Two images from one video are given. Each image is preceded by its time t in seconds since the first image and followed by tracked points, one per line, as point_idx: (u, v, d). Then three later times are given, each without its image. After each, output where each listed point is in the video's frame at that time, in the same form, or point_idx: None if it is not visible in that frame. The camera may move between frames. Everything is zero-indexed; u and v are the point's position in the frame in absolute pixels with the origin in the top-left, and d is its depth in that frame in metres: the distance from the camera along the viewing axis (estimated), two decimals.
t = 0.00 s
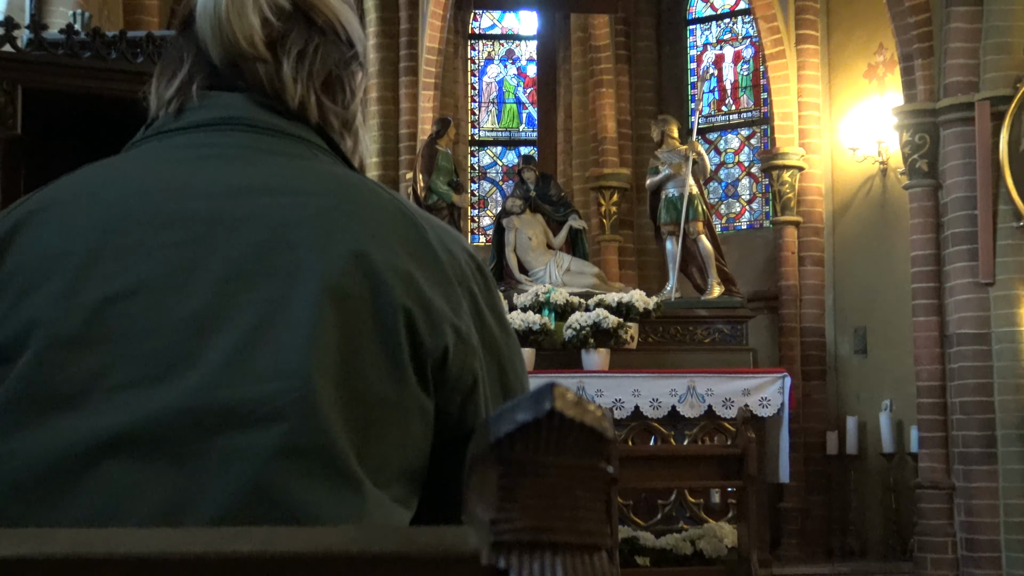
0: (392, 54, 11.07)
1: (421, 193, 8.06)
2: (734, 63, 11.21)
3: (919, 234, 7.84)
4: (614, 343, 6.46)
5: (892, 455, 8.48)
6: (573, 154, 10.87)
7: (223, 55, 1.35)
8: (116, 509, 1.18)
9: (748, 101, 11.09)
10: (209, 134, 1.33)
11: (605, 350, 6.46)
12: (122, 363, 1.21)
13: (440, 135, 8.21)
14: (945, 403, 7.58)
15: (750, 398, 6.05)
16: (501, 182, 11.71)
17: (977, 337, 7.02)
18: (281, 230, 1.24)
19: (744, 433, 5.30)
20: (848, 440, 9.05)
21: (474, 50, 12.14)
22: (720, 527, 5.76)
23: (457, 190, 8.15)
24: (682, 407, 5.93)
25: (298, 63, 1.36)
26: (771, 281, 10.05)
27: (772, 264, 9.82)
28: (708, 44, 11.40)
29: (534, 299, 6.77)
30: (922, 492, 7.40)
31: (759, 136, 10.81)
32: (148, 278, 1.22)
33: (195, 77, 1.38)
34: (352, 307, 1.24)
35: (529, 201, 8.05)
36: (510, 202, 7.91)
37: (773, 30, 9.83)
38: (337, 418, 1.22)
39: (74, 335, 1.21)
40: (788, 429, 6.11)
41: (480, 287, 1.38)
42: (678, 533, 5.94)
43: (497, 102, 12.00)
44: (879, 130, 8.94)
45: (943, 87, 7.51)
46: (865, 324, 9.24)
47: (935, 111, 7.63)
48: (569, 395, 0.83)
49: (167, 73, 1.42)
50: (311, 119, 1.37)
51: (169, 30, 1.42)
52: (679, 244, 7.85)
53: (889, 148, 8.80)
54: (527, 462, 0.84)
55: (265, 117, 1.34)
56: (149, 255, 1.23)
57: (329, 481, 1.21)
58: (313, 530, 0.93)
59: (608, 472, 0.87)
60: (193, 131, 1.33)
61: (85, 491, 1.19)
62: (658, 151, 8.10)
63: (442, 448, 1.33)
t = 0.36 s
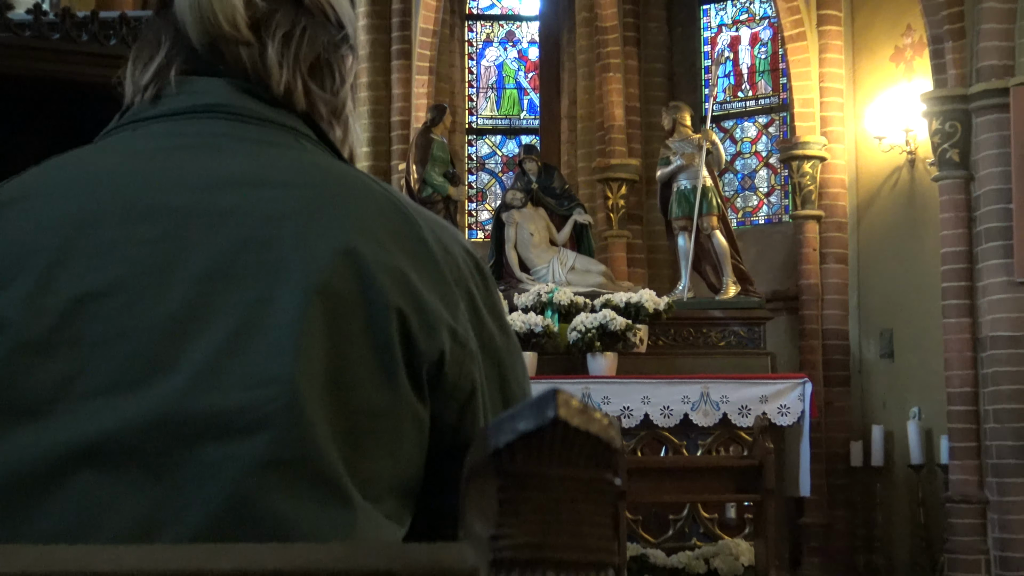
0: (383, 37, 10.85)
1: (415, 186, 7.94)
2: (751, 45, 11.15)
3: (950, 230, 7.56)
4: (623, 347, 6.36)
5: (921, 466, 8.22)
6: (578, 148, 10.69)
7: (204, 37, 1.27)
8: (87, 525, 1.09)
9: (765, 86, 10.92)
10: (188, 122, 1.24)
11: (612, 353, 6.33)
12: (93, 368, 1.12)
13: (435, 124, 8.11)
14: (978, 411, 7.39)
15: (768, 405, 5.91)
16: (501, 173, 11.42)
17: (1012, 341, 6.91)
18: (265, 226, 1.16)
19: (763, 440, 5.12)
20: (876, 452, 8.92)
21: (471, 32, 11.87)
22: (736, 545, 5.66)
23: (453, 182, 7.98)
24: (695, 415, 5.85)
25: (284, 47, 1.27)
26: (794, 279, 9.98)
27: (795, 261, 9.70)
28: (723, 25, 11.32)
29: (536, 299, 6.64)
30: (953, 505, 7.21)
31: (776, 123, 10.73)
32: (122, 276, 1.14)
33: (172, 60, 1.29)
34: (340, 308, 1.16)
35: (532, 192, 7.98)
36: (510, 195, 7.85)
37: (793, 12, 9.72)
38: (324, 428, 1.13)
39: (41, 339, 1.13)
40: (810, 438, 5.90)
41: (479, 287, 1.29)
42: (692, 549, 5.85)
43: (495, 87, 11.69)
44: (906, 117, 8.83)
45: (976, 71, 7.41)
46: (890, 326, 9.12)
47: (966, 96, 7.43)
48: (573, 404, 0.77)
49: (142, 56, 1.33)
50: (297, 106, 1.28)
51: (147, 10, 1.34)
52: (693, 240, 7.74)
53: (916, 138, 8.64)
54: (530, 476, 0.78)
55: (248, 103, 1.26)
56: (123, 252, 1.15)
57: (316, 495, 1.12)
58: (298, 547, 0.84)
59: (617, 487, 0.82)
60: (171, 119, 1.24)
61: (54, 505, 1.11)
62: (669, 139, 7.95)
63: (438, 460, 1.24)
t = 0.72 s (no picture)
0: (374, 17, 10.77)
1: (408, 178, 7.80)
2: (769, 25, 11.10)
3: (984, 224, 7.52)
4: (631, 352, 6.24)
5: (953, 481, 8.11)
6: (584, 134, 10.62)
7: (180, 19, 1.19)
8: (57, 544, 1.01)
9: (785, 70, 10.90)
10: (164, 108, 1.16)
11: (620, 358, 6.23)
12: (64, 374, 1.04)
13: (430, 110, 7.94)
14: (1013, 418, 7.28)
15: (788, 414, 5.79)
16: (501, 164, 11.45)
17: None
18: (247, 221, 1.07)
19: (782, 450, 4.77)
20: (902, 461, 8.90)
21: (469, 12, 11.73)
22: (755, 564, 5.54)
23: (448, 174, 7.85)
24: (710, 424, 5.70)
25: (267, 28, 1.19)
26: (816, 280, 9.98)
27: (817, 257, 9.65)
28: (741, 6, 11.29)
29: (538, 299, 6.51)
30: (986, 523, 7.16)
31: (797, 111, 10.76)
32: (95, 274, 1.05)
33: (148, 43, 1.22)
34: (327, 308, 1.08)
35: (534, 184, 7.90)
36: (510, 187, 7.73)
37: None
38: (310, 438, 1.05)
39: (8, 342, 1.05)
40: (832, 448, 5.80)
41: (477, 286, 1.21)
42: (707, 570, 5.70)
43: (495, 71, 11.68)
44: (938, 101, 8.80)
45: (1011, 54, 7.21)
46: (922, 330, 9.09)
47: (1002, 81, 7.24)
48: (579, 411, 0.68)
49: (115, 39, 1.25)
50: (280, 92, 1.20)
51: None
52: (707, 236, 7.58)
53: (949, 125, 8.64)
54: (529, 492, 0.69)
55: (228, 89, 1.17)
56: (99, 247, 1.06)
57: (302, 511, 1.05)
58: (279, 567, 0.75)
59: (626, 500, 0.73)
60: (147, 106, 1.16)
61: (20, 524, 1.02)
62: (681, 128, 7.76)
63: (433, 472, 1.16)
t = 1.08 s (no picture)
0: None
1: (400, 169, 7.78)
2: (788, 7, 11.09)
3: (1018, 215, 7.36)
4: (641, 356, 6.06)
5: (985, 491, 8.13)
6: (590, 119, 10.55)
7: None
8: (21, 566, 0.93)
9: (805, 54, 10.95)
10: (141, 94, 1.08)
11: (628, 363, 6.02)
12: (27, 382, 0.96)
13: (423, 97, 7.90)
14: None
15: (808, 423, 5.64)
16: (500, 154, 11.38)
17: None
18: (227, 216, 1.00)
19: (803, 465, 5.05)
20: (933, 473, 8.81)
21: None
22: None
23: (443, 164, 7.87)
24: (726, 433, 5.56)
25: (250, 8, 1.11)
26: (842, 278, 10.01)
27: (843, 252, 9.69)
28: None
29: (541, 300, 6.39)
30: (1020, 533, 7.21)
31: (819, 96, 10.82)
32: (64, 272, 0.98)
33: (121, 23, 1.13)
34: (314, 310, 1.00)
35: (537, 175, 7.83)
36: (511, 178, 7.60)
37: None
38: (296, 450, 0.97)
39: None
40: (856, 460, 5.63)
41: (475, 286, 1.13)
42: None
43: (494, 54, 11.60)
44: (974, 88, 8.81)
45: None
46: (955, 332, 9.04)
47: None
48: (584, 420, 0.81)
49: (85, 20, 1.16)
50: (264, 78, 1.12)
51: None
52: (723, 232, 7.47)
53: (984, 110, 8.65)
54: (533, 501, 0.84)
55: (208, 74, 1.10)
56: (69, 244, 0.99)
57: (288, 529, 0.97)
58: None
59: (633, 514, 0.87)
60: (121, 93, 1.08)
61: None
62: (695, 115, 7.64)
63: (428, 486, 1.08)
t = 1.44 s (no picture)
0: None
1: (393, 160, 7.46)
2: None
3: None
4: (649, 360, 5.90)
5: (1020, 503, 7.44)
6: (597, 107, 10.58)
7: None
8: None
9: (828, 37, 10.75)
10: (112, 78, 1.01)
11: (636, 367, 5.82)
12: None
13: (416, 82, 7.62)
14: None
15: (830, 431, 5.48)
16: (499, 144, 11.00)
17: None
18: (207, 211, 0.93)
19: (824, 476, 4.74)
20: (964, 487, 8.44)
21: None
22: None
23: (438, 155, 7.49)
24: (743, 443, 5.41)
25: None
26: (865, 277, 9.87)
27: (866, 248, 9.58)
28: None
29: (544, 300, 6.18)
30: None
31: (843, 82, 10.64)
32: (31, 269, 0.91)
33: (93, 4, 1.06)
34: (303, 310, 0.93)
35: (539, 167, 7.62)
36: (512, 171, 7.53)
37: None
38: (281, 460, 0.91)
39: None
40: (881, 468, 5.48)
41: (472, 284, 1.06)
42: None
43: (494, 37, 11.14)
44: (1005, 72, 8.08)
45: None
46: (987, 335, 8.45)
47: None
48: (589, 428, 0.77)
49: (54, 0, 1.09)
50: (247, 61, 1.05)
51: None
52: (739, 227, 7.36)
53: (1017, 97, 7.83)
54: (531, 517, 0.80)
55: (188, 58, 1.03)
56: (38, 240, 0.92)
57: (272, 544, 0.90)
58: None
59: (641, 529, 0.83)
60: (94, 77, 1.01)
61: None
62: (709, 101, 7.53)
63: (420, 499, 1.02)
